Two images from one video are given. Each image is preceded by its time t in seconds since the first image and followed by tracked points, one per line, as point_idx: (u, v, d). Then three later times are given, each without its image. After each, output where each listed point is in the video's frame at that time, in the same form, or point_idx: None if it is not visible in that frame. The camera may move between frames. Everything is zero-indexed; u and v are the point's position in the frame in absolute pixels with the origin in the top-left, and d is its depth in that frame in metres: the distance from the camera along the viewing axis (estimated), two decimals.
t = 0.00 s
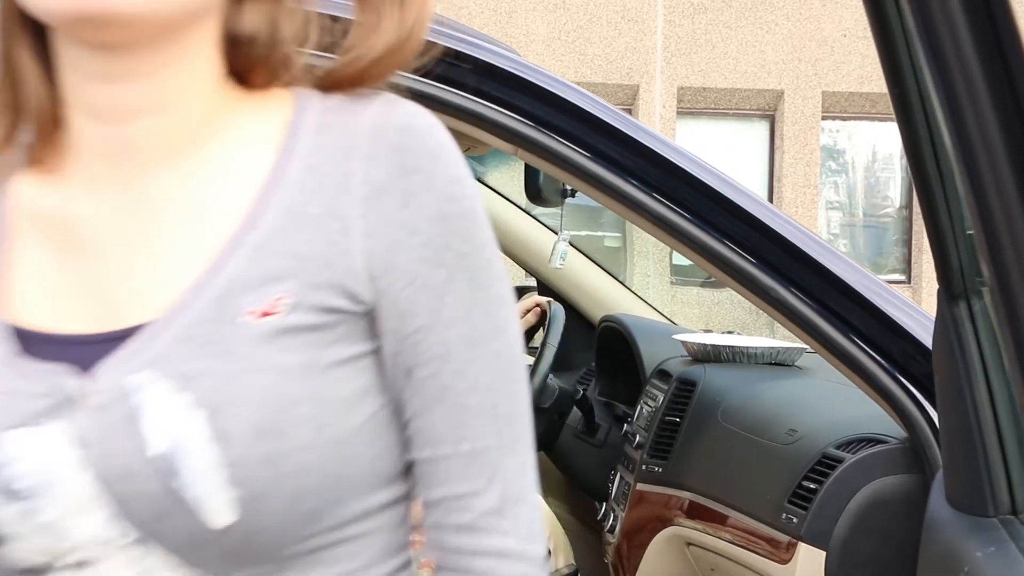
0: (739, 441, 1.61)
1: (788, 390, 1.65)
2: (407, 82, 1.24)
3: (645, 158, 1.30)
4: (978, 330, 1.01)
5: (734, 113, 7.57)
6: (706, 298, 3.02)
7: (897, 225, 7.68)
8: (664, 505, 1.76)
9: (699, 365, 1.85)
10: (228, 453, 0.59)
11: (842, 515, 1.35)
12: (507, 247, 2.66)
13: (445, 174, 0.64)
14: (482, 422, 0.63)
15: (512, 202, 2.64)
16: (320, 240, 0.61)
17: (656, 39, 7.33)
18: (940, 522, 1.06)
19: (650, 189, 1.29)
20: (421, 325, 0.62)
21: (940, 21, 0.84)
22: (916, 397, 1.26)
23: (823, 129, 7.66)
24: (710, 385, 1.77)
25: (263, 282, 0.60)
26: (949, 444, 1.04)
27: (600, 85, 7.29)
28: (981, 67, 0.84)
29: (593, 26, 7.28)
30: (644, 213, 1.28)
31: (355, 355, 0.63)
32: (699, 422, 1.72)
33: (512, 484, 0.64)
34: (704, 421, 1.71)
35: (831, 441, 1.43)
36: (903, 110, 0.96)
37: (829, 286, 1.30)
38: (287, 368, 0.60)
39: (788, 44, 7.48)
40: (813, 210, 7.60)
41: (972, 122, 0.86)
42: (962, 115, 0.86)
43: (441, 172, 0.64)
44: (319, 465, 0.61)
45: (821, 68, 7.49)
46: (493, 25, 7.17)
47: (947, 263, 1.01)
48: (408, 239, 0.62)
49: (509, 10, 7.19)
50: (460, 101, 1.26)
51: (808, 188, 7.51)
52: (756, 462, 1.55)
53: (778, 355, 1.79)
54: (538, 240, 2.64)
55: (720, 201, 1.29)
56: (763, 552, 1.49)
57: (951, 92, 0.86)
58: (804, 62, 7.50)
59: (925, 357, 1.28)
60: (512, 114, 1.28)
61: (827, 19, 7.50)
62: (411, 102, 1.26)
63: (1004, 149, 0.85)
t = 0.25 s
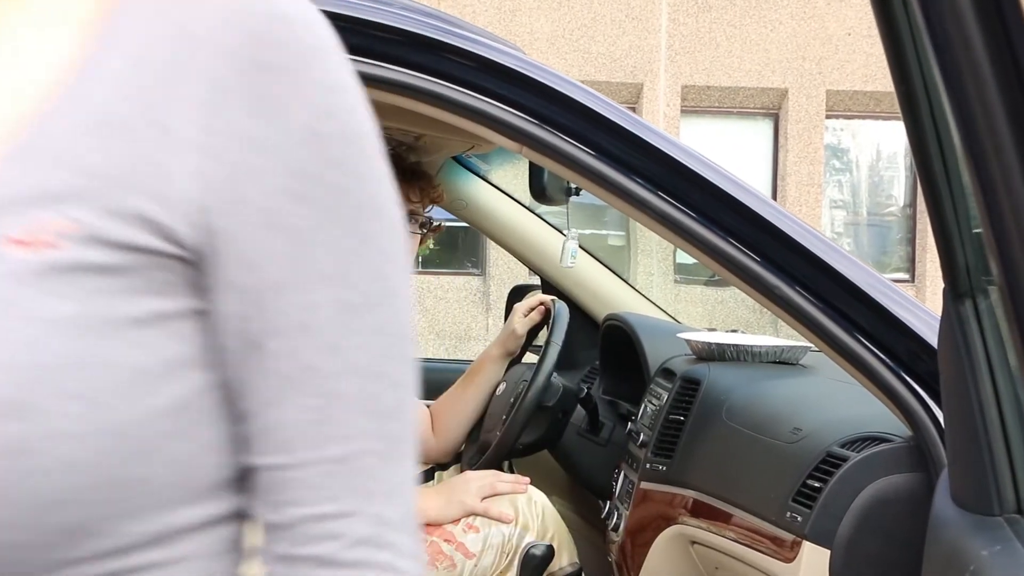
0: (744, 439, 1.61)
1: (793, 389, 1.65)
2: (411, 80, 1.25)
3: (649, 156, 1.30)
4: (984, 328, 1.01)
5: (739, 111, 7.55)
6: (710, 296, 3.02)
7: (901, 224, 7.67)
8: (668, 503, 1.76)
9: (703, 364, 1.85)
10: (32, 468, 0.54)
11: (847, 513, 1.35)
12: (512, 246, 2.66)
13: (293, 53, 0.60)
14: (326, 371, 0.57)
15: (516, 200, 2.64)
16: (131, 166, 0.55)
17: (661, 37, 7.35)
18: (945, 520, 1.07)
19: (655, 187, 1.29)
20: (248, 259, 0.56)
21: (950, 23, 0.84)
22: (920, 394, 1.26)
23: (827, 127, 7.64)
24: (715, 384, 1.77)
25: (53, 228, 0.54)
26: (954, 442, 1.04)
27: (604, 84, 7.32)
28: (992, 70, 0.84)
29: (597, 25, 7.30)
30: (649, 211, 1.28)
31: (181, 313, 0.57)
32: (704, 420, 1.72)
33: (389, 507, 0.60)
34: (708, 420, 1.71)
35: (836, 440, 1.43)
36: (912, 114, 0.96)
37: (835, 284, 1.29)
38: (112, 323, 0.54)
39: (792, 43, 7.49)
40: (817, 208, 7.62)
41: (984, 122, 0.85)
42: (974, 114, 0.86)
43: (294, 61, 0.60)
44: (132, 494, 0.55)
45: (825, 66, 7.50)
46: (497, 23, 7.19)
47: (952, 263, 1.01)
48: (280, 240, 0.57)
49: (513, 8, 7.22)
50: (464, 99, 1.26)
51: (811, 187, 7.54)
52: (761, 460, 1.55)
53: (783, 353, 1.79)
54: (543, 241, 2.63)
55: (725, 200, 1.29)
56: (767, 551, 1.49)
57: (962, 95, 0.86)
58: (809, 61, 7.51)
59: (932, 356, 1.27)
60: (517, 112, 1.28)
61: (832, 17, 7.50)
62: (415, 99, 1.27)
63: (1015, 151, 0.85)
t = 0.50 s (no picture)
0: (747, 438, 1.61)
1: (796, 387, 1.65)
2: (414, 77, 1.25)
3: (653, 154, 1.30)
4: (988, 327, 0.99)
5: (742, 110, 7.61)
6: (713, 294, 3.01)
7: (903, 223, 7.69)
8: (671, 501, 1.76)
9: (706, 362, 1.86)
10: None
11: (851, 511, 1.35)
12: (514, 244, 2.68)
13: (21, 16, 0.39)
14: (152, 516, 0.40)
15: (518, 197, 2.64)
16: None
17: (664, 35, 7.36)
18: (950, 519, 1.07)
19: (658, 185, 1.29)
20: None
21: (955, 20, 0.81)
22: (925, 392, 1.26)
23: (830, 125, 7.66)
24: (718, 382, 1.77)
25: None
26: (959, 439, 1.04)
27: (607, 82, 7.33)
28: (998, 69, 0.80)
29: (600, 23, 7.30)
30: (653, 209, 1.28)
31: None
32: (707, 418, 1.72)
33: None
34: (712, 418, 1.71)
35: (840, 438, 1.43)
36: (917, 110, 0.93)
37: (839, 281, 1.29)
38: None
39: (795, 41, 7.48)
40: (821, 207, 7.62)
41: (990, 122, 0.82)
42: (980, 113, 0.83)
43: None
44: None
45: (828, 64, 7.50)
46: (500, 21, 7.19)
47: (957, 260, 0.99)
48: None
49: (516, 6, 7.22)
50: (468, 96, 1.26)
51: (815, 185, 7.56)
52: (764, 458, 1.55)
53: (786, 350, 1.79)
54: (545, 237, 2.67)
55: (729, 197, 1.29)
56: (770, 549, 1.49)
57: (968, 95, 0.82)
58: (812, 59, 7.50)
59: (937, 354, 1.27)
60: (521, 110, 1.28)
61: (836, 15, 7.49)
62: (418, 97, 1.26)
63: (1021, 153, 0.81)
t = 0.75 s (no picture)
0: (759, 437, 1.60)
1: (808, 387, 1.65)
2: (425, 76, 1.25)
3: (666, 154, 1.30)
4: (1002, 327, 0.98)
5: (752, 108, 7.60)
6: (725, 293, 3.00)
7: (915, 222, 7.65)
8: (682, 500, 1.76)
9: (718, 361, 1.85)
10: None
11: (864, 511, 1.35)
12: (526, 245, 2.68)
13: None
14: None
15: (529, 197, 2.64)
16: None
17: (674, 33, 7.35)
18: (963, 519, 1.07)
19: (670, 184, 1.29)
20: None
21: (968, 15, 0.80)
22: (938, 393, 1.26)
23: (841, 125, 7.64)
24: (729, 382, 1.76)
25: None
26: (972, 439, 1.03)
27: (617, 80, 7.32)
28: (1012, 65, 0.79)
29: (611, 22, 7.29)
30: (665, 208, 1.28)
31: None
32: (718, 418, 1.72)
33: None
34: (723, 417, 1.71)
35: (853, 437, 1.42)
36: (929, 108, 0.92)
37: (851, 281, 1.29)
38: None
39: (806, 40, 7.46)
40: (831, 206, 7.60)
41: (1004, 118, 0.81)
42: (994, 109, 0.82)
43: None
44: None
45: (838, 63, 7.48)
46: (511, 20, 7.19)
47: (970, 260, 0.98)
48: None
49: (526, 5, 7.22)
50: (480, 96, 1.26)
51: (825, 183, 7.53)
52: (775, 458, 1.55)
53: (797, 350, 1.78)
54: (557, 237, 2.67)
55: (742, 196, 1.29)
56: (782, 548, 1.49)
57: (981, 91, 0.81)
58: (823, 57, 7.48)
59: (950, 354, 1.27)
60: (533, 109, 1.28)
61: (846, 13, 7.47)
62: (430, 95, 1.27)
63: None
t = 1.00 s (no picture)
0: (774, 437, 1.60)
1: (823, 386, 1.64)
2: (437, 77, 1.25)
3: (679, 153, 1.29)
4: (1018, 325, 0.98)
5: (766, 107, 7.58)
6: (740, 292, 3.00)
7: (931, 219, 7.65)
8: (697, 501, 1.75)
9: (733, 360, 1.85)
10: None
11: (881, 511, 1.34)
12: (542, 246, 2.69)
13: None
14: None
15: (544, 198, 2.64)
16: None
17: (688, 33, 7.34)
18: (979, 517, 1.05)
19: (684, 184, 1.29)
20: None
21: (980, 11, 0.79)
22: (954, 392, 1.25)
23: (857, 122, 7.61)
24: (744, 381, 1.76)
25: None
26: (988, 437, 1.02)
27: (631, 80, 7.31)
28: None
29: (625, 21, 7.29)
30: (678, 208, 1.28)
31: None
32: (733, 418, 1.71)
33: None
34: (739, 416, 1.70)
35: (868, 436, 1.42)
36: (943, 106, 0.91)
37: (867, 280, 1.28)
38: None
39: (820, 37, 7.43)
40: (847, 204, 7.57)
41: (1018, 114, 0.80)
42: (1007, 105, 0.81)
43: None
44: None
45: (853, 61, 7.44)
46: (524, 20, 7.19)
47: (985, 258, 0.97)
48: None
49: (539, 5, 7.22)
50: (492, 96, 1.26)
51: (841, 181, 7.50)
52: (791, 457, 1.54)
53: (813, 350, 1.77)
54: (571, 238, 2.67)
55: (755, 196, 1.29)
56: (797, 548, 1.49)
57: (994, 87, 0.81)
58: (837, 55, 7.45)
59: (966, 352, 1.26)
60: (545, 109, 1.28)
61: (861, 11, 7.43)
62: (442, 96, 1.27)
63: None
